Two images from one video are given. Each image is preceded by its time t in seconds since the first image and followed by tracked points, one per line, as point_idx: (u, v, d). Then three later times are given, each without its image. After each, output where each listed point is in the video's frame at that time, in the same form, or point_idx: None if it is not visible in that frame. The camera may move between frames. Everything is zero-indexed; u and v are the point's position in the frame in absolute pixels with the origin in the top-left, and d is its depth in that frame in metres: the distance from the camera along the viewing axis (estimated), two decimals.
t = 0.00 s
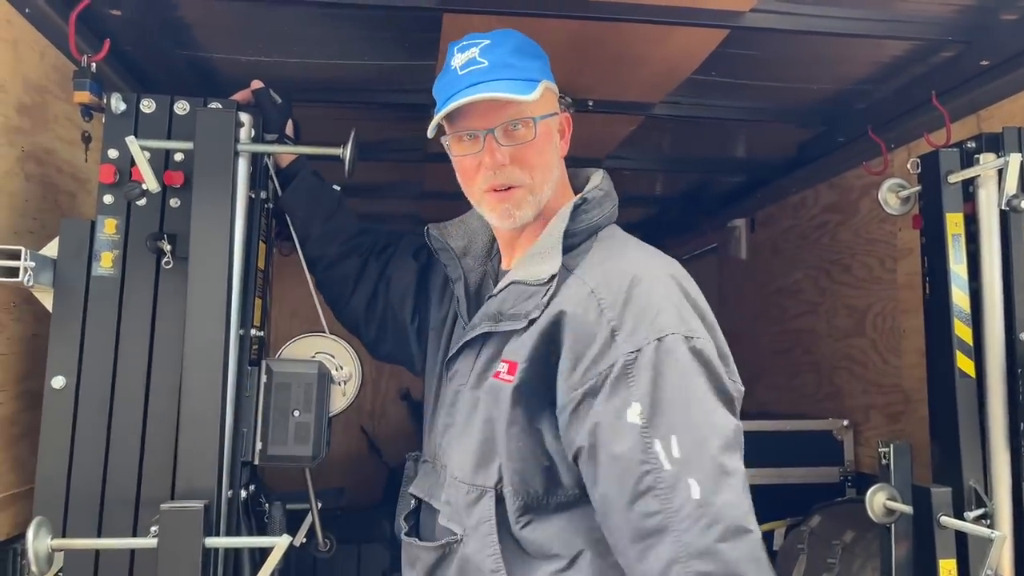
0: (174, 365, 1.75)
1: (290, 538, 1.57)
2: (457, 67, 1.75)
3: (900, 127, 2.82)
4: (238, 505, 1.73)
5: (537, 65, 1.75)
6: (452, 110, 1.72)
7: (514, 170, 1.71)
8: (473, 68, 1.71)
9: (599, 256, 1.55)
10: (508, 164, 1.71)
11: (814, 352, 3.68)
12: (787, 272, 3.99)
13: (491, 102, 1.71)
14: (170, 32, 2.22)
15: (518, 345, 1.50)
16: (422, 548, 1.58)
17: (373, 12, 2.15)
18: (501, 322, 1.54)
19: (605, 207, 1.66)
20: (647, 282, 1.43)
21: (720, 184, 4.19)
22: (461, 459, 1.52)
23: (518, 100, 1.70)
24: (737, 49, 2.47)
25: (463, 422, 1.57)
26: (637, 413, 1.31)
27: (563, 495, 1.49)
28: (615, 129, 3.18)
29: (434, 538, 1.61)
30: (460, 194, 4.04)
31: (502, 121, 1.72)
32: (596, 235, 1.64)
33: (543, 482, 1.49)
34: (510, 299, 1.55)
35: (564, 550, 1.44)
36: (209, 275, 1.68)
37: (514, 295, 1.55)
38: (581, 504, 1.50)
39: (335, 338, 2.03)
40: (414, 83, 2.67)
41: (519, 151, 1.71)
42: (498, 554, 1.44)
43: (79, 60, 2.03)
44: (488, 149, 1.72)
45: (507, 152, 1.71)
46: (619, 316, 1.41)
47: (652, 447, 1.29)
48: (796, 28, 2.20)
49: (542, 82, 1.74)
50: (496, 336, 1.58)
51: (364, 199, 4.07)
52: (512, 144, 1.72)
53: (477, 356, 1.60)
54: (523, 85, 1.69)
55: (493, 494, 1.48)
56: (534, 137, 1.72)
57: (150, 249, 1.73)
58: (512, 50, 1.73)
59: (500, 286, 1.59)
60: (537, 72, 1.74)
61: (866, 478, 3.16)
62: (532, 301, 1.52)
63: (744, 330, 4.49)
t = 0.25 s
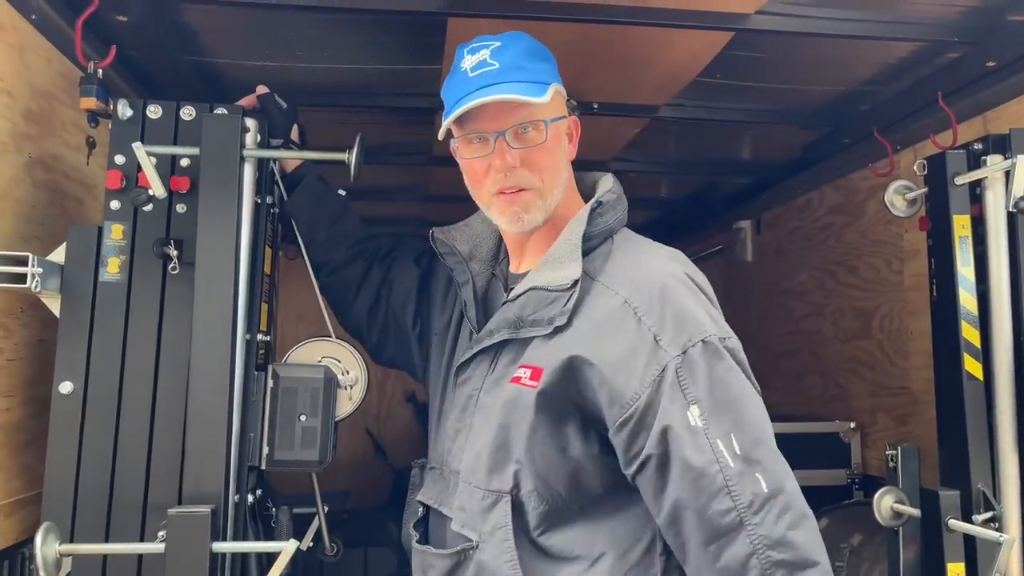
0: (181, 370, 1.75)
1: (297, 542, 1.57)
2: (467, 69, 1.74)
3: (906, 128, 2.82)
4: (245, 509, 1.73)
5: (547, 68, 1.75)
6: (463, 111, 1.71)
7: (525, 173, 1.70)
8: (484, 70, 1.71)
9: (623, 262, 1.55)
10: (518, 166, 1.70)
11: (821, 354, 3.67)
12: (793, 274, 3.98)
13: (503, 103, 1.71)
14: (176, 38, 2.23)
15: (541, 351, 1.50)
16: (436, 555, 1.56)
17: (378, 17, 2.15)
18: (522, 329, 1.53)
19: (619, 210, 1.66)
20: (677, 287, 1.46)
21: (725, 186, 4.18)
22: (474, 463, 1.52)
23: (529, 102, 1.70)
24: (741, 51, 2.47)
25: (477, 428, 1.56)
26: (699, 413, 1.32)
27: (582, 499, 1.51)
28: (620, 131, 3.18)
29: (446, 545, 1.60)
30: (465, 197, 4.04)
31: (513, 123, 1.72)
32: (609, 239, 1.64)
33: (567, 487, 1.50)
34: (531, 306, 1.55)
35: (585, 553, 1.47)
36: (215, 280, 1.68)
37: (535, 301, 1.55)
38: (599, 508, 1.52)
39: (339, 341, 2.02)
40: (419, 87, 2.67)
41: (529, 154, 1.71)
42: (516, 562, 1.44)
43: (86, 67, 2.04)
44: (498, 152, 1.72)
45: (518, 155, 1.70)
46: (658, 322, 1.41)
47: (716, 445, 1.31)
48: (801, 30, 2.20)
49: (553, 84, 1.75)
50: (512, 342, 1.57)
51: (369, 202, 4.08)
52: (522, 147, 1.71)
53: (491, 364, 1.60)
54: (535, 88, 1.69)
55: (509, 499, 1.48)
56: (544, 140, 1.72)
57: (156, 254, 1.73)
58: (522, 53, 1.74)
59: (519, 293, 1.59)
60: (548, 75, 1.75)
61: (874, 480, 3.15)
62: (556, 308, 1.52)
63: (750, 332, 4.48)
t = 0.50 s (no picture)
0: (186, 377, 1.76)
1: (302, 548, 1.58)
2: (488, 73, 1.75)
3: (910, 132, 2.82)
4: (250, 515, 1.74)
5: (568, 75, 1.76)
6: (483, 115, 1.72)
7: (542, 178, 1.70)
8: (504, 75, 1.72)
9: (637, 269, 1.56)
10: (536, 171, 1.70)
11: (825, 356, 3.67)
12: (797, 276, 3.97)
13: (524, 108, 1.71)
14: (181, 45, 2.24)
15: (553, 356, 1.51)
16: (446, 558, 1.59)
17: (381, 24, 2.16)
18: (534, 335, 1.54)
19: (632, 218, 1.67)
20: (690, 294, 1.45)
21: (729, 188, 4.19)
22: (482, 467, 1.53)
23: (549, 108, 1.70)
24: (744, 56, 2.47)
25: (486, 433, 1.57)
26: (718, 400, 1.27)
27: (591, 505, 1.52)
28: (623, 135, 3.18)
29: (454, 548, 1.62)
30: (469, 201, 4.05)
31: (532, 129, 1.72)
32: (621, 248, 1.64)
33: (574, 492, 1.51)
34: (543, 312, 1.56)
35: (592, 559, 1.48)
36: (219, 288, 1.69)
37: (547, 307, 1.56)
38: (609, 514, 1.53)
39: (345, 347, 2.03)
40: (422, 92, 2.68)
41: (547, 159, 1.71)
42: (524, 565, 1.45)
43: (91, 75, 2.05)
44: (516, 156, 1.72)
45: (536, 161, 1.71)
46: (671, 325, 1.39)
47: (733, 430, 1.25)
48: (804, 34, 2.20)
49: (573, 91, 1.75)
50: (523, 348, 1.58)
51: (373, 206, 4.09)
52: (541, 152, 1.71)
53: (501, 370, 1.61)
54: (555, 94, 1.70)
55: (517, 504, 1.48)
56: (562, 147, 1.72)
57: (162, 262, 1.74)
58: (544, 59, 1.74)
59: (530, 299, 1.59)
60: (568, 82, 1.75)
61: (879, 483, 3.15)
62: (568, 314, 1.52)
63: (755, 334, 4.48)
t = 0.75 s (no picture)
0: (188, 382, 1.77)
1: (305, 553, 1.58)
2: (489, 79, 1.78)
3: (912, 134, 2.82)
4: (253, 520, 1.74)
5: (567, 81, 1.79)
6: (484, 120, 1.74)
7: (542, 184, 1.71)
8: (505, 81, 1.75)
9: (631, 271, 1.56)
10: (536, 177, 1.70)
11: (828, 359, 3.67)
12: (800, 278, 3.97)
13: (524, 114, 1.74)
14: (184, 52, 2.26)
15: (546, 361, 1.52)
16: (444, 560, 1.60)
17: (383, 29, 2.17)
18: (529, 340, 1.56)
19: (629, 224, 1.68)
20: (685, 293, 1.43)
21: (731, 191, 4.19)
22: (480, 471, 1.54)
23: (549, 114, 1.73)
24: (745, 59, 2.47)
25: (485, 436, 1.59)
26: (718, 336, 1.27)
27: (585, 512, 1.47)
28: (625, 138, 3.19)
29: (455, 549, 1.62)
30: (472, 204, 4.05)
31: (532, 135, 1.74)
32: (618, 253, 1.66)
33: (566, 498, 1.46)
34: (538, 317, 1.58)
35: (585, 567, 1.44)
36: (221, 294, 1.70)
37: (542, 313, 1.58)
38: (601, 521, 1.48)
39: (347, 352, 2.03)
40: (424, 97, 2.69)
41: (547, 165, 1.71)
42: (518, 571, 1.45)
43: (94, 81, 2.06)
44: (517, 162, 1.72)
45: (536, 165, 1.71)
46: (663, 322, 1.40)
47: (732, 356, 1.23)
48: (804, 38, 2.20)
49: (572, 97, 1.78)
50: (520, 354, 1.60)
51: (376, 210, 4.10)
52: (541, 158, 1.72)
53: (500, 373, 1.62)
54: (556, 101, 1.73)
55: (511, 508, 1.47)
56: (562, 152, 1.73)
57: (164, 268, 1.75)
58: (543, 66, 1.78)
59: (526, 305, 1.62)
60: (567, 87, 1.79)
61: (882, 485, 3.14)
62: (563, 320, 1.54)
63: (758, 336, 4.48)
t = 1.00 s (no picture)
0: (189, 384, 1.77)
1: (306, 555, 1.58)
2: (475, 82, 1.77)
3: (913, 134, 2.82)
4: (254, 522, 1.74)
5: (554, 81, 1.77)
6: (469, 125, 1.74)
7: (531, 185, 1.72)
8: (489, 84, 1.73)
9: (620, 271, 1.58)
10: (525, 178, 1.72)
11: (829, 359, 3.67)
12: (801, 279, 3.97)
13: (510, 117, 1.73)
14: (184, 54, 2.26)
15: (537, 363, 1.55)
16: (442, 565, 1.60)
17: (383, 31, 2.17)
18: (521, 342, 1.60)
19: (620, 222, 1.67)
20: (666, 287, 1.49)
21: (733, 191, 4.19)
22: (476, 475, 1.55)
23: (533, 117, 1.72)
24: (745, 60, 2.47)
25: (480, 440, 1.59)
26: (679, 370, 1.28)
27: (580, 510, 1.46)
28: (626, 139, 3.18)
29: (453, 555, 1.63)
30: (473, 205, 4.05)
31: (519, 137, 1.74)
32: (610, 252, 1.65)
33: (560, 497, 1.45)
34: (531, 319, 1.61)
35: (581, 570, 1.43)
36: (221, 296, 1.70)
37: (534, 315, 1.60)
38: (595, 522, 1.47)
39: (348, 355, 2.03)
40: (425, 98, 2.69)
41: (535, 166, 1.72)
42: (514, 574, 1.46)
43: (94, 84, 2.07)
44: (505, 164, 1.74)
45: (523, 167, 1.72)
46: (645, 325, 1.45)
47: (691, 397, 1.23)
48: (804, 38, 2.20)
49: (559, 97, 1.76)
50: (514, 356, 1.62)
51: (377, 211, 4.09)
52: (528, 160, 1.73)
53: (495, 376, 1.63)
54: (541, 102, 1.71)
55: (506, 512, 1.48)
56: (550, 153, 1.74)
57: (165, 270, 1.75)
58: (528, 67, 1.75)
59: (519, 307, 1.64)
60: (554, 88, 1.76)
61: (885, 486, 3.13)
62: (553, 321, 1.57)
63: (760, 337, 4.47)
